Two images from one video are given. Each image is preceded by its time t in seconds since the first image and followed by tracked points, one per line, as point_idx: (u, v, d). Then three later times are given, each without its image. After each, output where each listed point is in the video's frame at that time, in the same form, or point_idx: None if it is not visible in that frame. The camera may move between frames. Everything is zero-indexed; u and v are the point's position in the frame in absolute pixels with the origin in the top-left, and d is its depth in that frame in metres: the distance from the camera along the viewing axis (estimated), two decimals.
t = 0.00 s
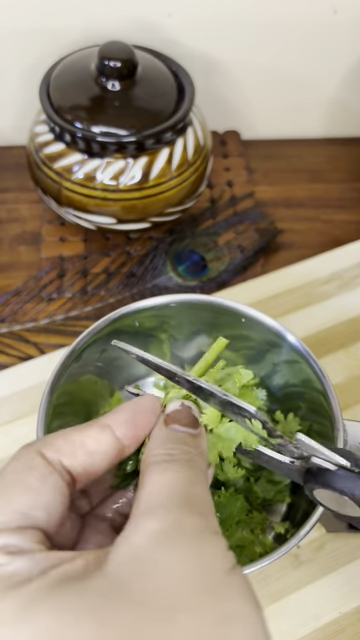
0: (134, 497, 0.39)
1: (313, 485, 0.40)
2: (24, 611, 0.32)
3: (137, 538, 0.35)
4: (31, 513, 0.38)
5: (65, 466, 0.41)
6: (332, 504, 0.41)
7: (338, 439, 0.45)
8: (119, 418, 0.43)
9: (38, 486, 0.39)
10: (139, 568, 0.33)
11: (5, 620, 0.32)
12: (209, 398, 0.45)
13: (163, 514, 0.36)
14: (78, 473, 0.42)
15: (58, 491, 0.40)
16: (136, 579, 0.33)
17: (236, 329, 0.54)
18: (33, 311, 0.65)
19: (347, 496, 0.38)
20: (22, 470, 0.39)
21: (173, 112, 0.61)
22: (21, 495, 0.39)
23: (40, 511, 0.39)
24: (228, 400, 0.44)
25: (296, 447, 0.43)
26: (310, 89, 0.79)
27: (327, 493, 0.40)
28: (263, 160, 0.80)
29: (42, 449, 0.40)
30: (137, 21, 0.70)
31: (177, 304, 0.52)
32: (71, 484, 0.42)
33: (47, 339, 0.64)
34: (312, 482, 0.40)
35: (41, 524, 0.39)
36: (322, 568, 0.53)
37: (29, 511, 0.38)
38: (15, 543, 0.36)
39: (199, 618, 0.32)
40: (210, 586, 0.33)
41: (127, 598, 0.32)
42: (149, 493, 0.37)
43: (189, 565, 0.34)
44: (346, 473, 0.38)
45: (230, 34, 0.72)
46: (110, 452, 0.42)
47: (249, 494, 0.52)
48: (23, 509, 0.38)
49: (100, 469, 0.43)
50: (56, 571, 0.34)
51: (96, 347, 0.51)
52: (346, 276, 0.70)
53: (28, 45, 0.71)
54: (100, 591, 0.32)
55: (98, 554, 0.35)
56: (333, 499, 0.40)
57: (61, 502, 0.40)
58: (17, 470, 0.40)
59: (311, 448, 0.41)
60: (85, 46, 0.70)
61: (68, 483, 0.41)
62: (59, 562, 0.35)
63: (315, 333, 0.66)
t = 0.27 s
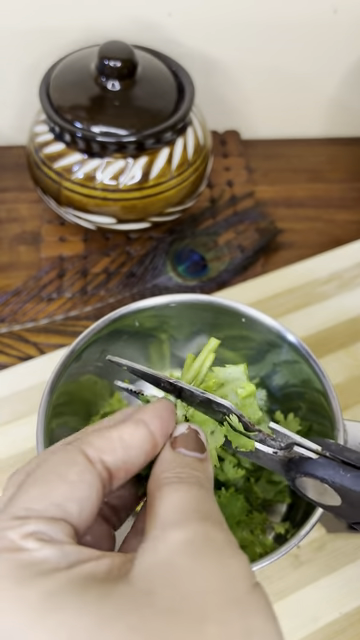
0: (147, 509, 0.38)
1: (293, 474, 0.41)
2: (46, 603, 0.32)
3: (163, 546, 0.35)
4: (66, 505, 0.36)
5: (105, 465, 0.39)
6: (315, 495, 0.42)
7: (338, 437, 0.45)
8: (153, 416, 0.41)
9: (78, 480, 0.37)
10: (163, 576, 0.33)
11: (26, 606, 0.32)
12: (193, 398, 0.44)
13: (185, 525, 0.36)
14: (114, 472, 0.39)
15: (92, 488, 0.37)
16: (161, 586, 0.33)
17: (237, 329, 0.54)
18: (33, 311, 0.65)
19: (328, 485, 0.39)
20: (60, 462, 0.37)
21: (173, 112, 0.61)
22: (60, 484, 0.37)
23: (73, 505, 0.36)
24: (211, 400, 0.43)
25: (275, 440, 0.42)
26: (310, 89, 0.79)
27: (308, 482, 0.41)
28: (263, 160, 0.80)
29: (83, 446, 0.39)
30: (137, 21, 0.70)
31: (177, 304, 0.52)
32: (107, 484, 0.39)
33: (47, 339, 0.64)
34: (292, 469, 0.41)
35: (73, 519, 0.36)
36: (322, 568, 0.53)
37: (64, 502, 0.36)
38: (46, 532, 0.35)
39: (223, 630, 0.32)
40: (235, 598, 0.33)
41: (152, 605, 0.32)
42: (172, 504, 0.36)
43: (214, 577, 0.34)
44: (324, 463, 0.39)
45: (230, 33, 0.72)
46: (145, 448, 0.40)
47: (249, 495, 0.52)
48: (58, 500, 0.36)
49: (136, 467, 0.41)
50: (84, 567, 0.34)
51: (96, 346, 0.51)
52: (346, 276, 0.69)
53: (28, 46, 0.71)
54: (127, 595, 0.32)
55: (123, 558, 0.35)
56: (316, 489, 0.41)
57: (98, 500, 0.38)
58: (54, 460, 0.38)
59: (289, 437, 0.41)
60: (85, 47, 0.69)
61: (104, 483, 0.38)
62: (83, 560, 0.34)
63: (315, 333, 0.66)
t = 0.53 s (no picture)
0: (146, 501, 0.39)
1: (303, 489, 0.42)
2: (60, 582, 0.32)
3: (167, 528, 0.35)
4: (66, 499, 0.37)
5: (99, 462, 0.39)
6: (322, 508, 0.42)
7: (338, 440, 0.45)
8: (149, 425, 0.41)
9: (78, 474, 0.37)
10: (176, 553, 0.34)
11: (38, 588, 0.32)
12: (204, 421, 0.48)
13: (187, 511, 0.36)
14: (106, 470, 0.40)
15: (89, 483, 0.38)
16: (174, 562, 0.33)
17: (237, 329, 0.54)
18: (33, 311, 0.65)
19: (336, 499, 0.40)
20: (62, 454, 0.37)
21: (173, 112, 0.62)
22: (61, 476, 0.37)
23: (73, 499, 0.37)
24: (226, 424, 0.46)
25: (283, 458, 0.44)
26: (310, 89, 0.79)
27: (318, 497, 0.41)
28: (263, 161, 0.80)
29: (81, 441, 0.39)
30: (137, 21, 0.70)
31: (177, 304, 0.52)
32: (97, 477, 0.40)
33: (48, 339, 0.64)
34: (301, 485, 0.42)
35: (71, 511, 0.37)
36: (322, 567, 0.53)
37: (65, 496, 0.37)
38: (51, 521, 0.35)
39: (237, 602, 0.32)
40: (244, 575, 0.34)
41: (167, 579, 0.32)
42: (174, 492, 0.38)
43: (224, 554, 0.34)
44: (333, 478, 0.40)
45: (230, 34, 0.72)
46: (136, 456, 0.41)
47: (250, 495, 0.52)
48: (61, 494, 0.36)
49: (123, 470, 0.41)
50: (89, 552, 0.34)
51: (96, 346, 0.51)
52: (346, 276, 0.70)
53: (28, 46, 0.71)
54: (132, 571, 0.33)
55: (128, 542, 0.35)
56: (325, 502, 0.42)
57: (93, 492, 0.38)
58: (55, 452, 0.38)
59: (297, 454, 0.42)
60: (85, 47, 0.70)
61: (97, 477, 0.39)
62: (90, 544, 0.35)
63: (315, 333, 0.66)
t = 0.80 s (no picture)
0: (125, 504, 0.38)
1: (323, 467, 0.43)
2: (49, 583, 0.31)
3: (152, 526, 0.35)
4: (55, 498, 0.35)
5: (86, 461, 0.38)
6: (339, 490, 0.43)
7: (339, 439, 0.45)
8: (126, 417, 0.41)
9: (66, 473, 0.36)
10: (160, 551, 0.33)
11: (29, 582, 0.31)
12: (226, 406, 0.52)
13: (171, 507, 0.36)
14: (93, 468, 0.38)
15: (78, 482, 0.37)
16: (159, 560, 0.33)
17: (236, 328, 0.54)
18: (34, 311, 0.65)
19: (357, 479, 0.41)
20: (48, 457, 0.36)
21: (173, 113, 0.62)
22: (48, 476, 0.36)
23: (62, 498, 0.36)
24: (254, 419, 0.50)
25: (305, 436, 0.46)
26: (310, 90, 0.80)
27: (338, 476, 0.42)
28: (263, 161, 0.81)
29: (67, 441, 0.37)
30: (138, 21, 0.70)
31: (177, 304, 0.53)
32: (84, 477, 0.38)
33: (48, 339, 0.64)
34: (323, 462, 0.43)
35: (60, 510, 0.36)
36: (321, 567, 0.53)
37: (54, 495, 0.35)
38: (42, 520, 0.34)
39: (223, 597, 0.32)
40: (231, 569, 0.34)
41: (153, 577, 0.32)
42: (156, 490, 0.37)
43: (210, 549, 0.34)
44: (355, 457, 0.41)
45: (230, 34, 0.73)
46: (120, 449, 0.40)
47: (250, 495, 0.51)
48: (50, 492, 0.35)
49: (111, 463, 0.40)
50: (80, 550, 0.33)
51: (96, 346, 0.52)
52: (346, 276, 0.70)
53: (29, 46, 0.71)
54: (120, 572, 0.32)
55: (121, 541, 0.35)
56: (343, 484, 0.42)
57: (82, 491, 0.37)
58: (40, 455, 0.36)
59: (322, 433, 0.44)
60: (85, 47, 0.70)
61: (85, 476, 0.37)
62: (78, 544, 0.34)
63: (315, 333, 0.66)
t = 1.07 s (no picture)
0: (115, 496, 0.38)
1: None
2: (21, 595, 0.32)
3: (126, 525, 0.34)
4: (29, 503, 0.37)
5: (66, 455, 0.40)
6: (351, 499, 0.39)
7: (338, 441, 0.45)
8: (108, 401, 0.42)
9: (39, 475, 0.38)
10: (124, 554, 0.33)
11: None
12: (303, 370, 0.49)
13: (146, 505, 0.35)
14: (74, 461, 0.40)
15: (54, 483, 0.38)
16: (122, 563, 0.33)
17: (236, 328, 0.54)
18: (34, 311, 0.65)
19: None
20: (22, 460, 0.38)
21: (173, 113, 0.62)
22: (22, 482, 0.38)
23: (36, 500, 0.38)
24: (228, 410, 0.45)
25: None
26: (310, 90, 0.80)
27: None
28: (263, 161, 0.81)
29: (43, 440, 0.39)
30: (138, 21, 0.70)
31: (177, 304, 0.53)
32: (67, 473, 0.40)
33: (48, 339, 0.64)
34: None
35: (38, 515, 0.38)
36: (322, 567, 0.53)
37: (27, 500, 0.37)
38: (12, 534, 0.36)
39: (183, 605, 0.32)
40: (198, 574, 0.33)
41: (110, 585, 0.32)
42: (136, 487, 0.37)
43: (178, 552, 0.33)
44: None
45: (230, 34, 0.73)
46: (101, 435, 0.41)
47: (249, 495, 0.52)
48: (20, 500, 0.37)
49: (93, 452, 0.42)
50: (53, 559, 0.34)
51: (96, 346, 0.52)
52: (346, 276, 0.70)
53: (29, 46, 0.71)
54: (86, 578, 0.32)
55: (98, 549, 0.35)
56: None
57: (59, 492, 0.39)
58: (15, 460, 0.38)
59: None
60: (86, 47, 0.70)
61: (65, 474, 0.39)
62: (51, 553, 0.35)
63: (315, 333, 0.66)
